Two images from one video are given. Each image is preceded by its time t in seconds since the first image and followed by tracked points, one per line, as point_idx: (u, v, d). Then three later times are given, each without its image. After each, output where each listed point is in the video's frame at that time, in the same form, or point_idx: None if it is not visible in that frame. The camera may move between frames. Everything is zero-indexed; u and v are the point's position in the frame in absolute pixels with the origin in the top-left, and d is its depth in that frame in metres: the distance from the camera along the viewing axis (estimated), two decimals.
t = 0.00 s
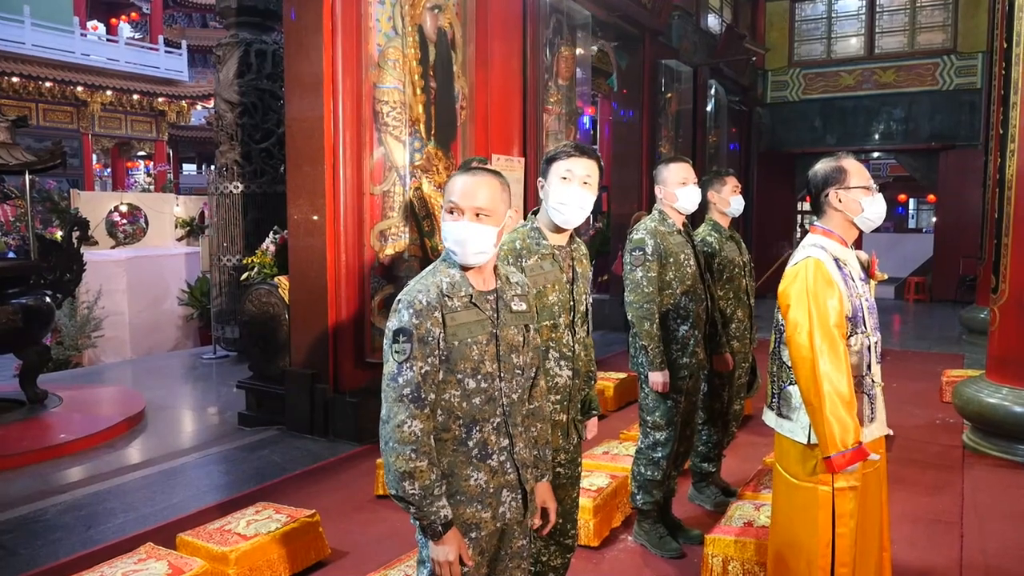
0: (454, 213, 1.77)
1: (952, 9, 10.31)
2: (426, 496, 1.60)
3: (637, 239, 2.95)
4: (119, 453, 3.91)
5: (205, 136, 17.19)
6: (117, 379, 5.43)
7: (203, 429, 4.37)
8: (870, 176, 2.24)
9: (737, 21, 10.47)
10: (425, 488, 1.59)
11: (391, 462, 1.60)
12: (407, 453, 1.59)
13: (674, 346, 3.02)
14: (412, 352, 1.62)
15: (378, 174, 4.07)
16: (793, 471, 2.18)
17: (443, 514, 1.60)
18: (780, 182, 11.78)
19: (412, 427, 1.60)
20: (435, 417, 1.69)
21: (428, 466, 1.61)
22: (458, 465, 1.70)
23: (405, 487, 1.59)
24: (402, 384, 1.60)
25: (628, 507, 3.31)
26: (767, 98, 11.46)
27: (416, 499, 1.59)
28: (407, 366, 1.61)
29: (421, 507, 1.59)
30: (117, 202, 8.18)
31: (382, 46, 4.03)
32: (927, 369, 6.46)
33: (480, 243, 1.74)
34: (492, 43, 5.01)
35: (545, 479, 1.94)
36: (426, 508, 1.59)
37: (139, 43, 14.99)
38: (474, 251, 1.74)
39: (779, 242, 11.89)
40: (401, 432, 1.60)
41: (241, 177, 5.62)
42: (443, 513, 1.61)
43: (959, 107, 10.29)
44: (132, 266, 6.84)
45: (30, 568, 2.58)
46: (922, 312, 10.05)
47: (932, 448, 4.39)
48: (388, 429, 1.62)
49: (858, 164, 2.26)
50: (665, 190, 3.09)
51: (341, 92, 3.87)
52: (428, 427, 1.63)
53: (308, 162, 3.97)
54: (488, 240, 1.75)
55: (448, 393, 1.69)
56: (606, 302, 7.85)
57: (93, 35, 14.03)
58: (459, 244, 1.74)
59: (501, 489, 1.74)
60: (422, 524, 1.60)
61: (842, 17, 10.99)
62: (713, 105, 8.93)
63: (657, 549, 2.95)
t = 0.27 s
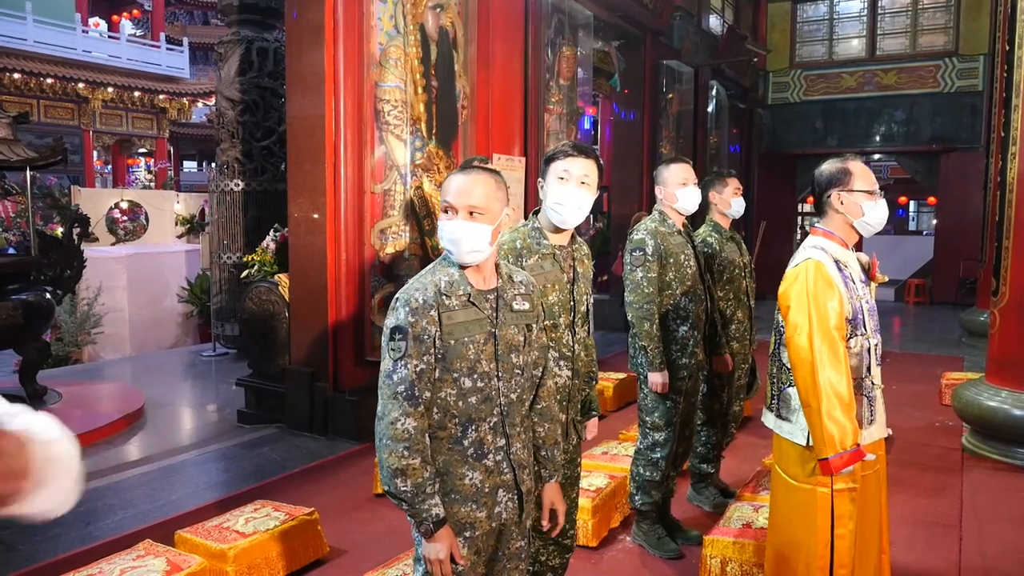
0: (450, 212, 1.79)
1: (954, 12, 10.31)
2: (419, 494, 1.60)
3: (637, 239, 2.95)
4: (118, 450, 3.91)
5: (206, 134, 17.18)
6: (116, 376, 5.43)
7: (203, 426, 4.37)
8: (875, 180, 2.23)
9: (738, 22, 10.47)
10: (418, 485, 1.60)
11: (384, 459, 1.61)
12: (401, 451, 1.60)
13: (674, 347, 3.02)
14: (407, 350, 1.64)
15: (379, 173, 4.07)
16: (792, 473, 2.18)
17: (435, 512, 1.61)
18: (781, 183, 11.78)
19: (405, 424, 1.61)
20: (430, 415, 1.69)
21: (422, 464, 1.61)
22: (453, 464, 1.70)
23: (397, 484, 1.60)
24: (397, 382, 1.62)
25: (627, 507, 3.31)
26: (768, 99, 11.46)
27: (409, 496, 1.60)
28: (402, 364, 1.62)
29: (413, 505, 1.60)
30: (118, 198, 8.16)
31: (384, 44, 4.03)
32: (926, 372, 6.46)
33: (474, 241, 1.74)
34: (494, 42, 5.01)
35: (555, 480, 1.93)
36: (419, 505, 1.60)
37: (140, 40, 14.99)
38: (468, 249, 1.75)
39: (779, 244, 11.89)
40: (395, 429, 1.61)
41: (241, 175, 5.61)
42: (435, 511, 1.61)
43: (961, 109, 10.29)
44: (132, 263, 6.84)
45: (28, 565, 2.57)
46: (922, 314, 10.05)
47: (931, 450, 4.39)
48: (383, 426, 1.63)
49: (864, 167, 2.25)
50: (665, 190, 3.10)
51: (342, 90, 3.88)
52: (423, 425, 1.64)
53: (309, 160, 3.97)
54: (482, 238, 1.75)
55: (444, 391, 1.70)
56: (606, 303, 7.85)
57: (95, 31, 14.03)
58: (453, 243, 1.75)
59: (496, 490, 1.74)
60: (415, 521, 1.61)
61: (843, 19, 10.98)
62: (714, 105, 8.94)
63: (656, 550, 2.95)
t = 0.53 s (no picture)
0: (449, 212, 1.80)
1: (954, 11, 10.30)
2: (417, 493, 1.60)
3: (636, 239, 2.95)
4: (119, 450, 3.91)
5: (206, 133, 17.18)
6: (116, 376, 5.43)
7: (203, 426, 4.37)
8: (877, 181, 2.23)
9: (738, 22, 10.46)
10: (416, 484, 1.60)
11: (383, 457, 1.62)
12: (399, 449, 1.60)
13: (674, 346, 3.02)
14: (405, 349, 1.64)
15: (379, 173, 4.08)
16: (792, 472, 2.18)
17: (433, 511, 1.61)
18: (781, 183, 11.78)
19: (404, 423, 1.61)
20: (430, 414, 1.70)
21: (420, 463, 1.61)
22: (452, 464, 1.70)
23: (396, 483, 1.60)
24: (396, 381, 1.62)
25: (627, 507, 3.31)
26: (769, 99, 11.45)
27: (407, 495, 1.60)
28: (401, 363, 1.63)
29: (412, 504, 1.60)
30: (118, 198, 8.15)
31: (384, 44, 4.04)
32: (927, 371, 6.46)
33: (472, 240, 1.75)
34: (494, 42, 5.01)
35: (557, 481, 1.92)
36: (417, 504, 1.60)
37: (140, 39, 14.98)
38: (466, 248, 1.75)
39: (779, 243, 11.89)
40: (393, 428, 1.62)
41: (241, 175, 5.61)
42: (434, 510, 1.61)
43: (961, 108, 10.28)
44: (132, 263, 6.83)
45: (28, 565, 2.57)
46: (923, 314, 10.04)
47: (931, 450, 4.39)
48: (382, 425, 1.64)
49: (867, 168, 2.26)
50: (663, 189, 3.11)
51: (342, 90, 3.87)
52: (422, 424, 1.64)
53: (308, 160, 3.96)
54: (480, 236, 1.75)
55: (442, 390, 1.70)
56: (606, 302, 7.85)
57: (95, 31, 14.03)
58: (451, 242, 1.76)
59: (496, 490, 1.73)
60: (414, 520, 1.61)
61: (844, 18, 10.97)
62: (714, 105, 8.93)
63: (656, 549, 2.95)
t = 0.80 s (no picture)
0: (449, 211, 1.80)
1: (954, 11, 10.31)
2: (415, 492, 1.61)
3: (635, 239, 2.96)
4: (118, 450, 3.90)
5: (206, 133, 17.18)
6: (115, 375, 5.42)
7: (203, 426, 4.37)
8: (874, 183, 2.22)
9: (738, 22, 10.46)
10: (414, 483, 1.61)
11: (381, 456, 1.62)
12: (397, 448, 1.61)
13: (672, 346, 3.03)
14: (404, 348, 1.64)
15: (379, 172, 4.09)
16: (791, 471, 2.18)
17: (431, 510, 1.61)
18: (781, 183, 11.77)
19: (402, 422, 1.62)
20: (428, 414, 1.70)
21: (418, 462, 1.62)
22: (450, 463, 1.71)
23: (394, 482, 1.60)
24: (394, 380, 1.62)
25: (626, 506, 3.31)
26: (768, 99, 11.46)
27: (405, 494, 1.61)
28: (400, 362, 1.64)
29: (409, 502, 1.61)
30: (117, 198, 8.13)
31: (384, 43, 4.06)
32: (926, 371, 6.46)
33: (472, 239, 1.75)
34: (494, 41, 5.01)
35: (556, 481, 1.92)
36: (414, 503, 1.60)
37: (140, 38, 14.96)
38: (466, 248, 1.75)
39: (779, 243, 11.90)
40: (391, 427, 1.62)
41: (241, 175, 5.61)
42: (431, 509, 1.62)
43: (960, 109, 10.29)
44: (132, 262, 6.83)
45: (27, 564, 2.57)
46: (922, 314, 10.05)
47: (930, 450, 4.39)
48: (380, 424, 1.64)
49: (865, 170, 2.25)
50: (661, 190, 3.12)
51: (341, 89, 3.87)
52: (420, 423, 1.64)
53: (308, 160, 3.94)
54: (480, 236, 1.75)
55: (441, 390, 1.70)
56: (605, 302, 7.85)
57: (94, 31, 14.02)
58: (451, 241, 1.76)
59: (494, 490, 1.73)
60: (412, 519, 1.61)
61: (843, 18, 10.97)
62: (714, 105, 8.94)
63: (655, 549, 2.95)
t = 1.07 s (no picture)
0: (447, 211, 1.80)
1: (952, 11, 10.31)
2: (413, 491, 1.61)
3: (633, 238, 2.96)
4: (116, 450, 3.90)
5: (204, 133, 17.17)
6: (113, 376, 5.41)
7: (202, 426, 4.37)
8: (866, 187, 2.22)
9: (737, 22, 10.46)
10: (412, 482, 1.61)
11: (380, 455, 1.62)
12: (395, 448, 1.61)
13: (670, 346, 3.02)
14: (403, 348, 1.65)
15: (378, 172, 4.09)
16: (785, 469, 2.18)
17: (429, 509, 1.61)
18: (780, 182, 11.78)
19: (401, 421, 1.62)
20: (427, 413, 1.70)
21: (416, 461, 1.62)
22: (448, 463, 1.71)
23: (392, 481, 1.61)
24: (393, 379, 1.63)
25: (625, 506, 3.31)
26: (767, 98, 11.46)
27: (403, 493, 1.61)
28: (399, 361, 1.64)
29: (408, 502, 1.61)
30: (116, 198, 8.13)
31: (382, 44, 4.06)
32: (925, 371, 6.46)
33: (470, 239, 1.75)
34: (492, 41, 5.00)
35: (555, 483, 1.92)
36: (412, 503, 1.60)
37: (139, 39, 14.95)
38: (465, 247, 1.76)
39: (778, 242, 11.90)
40: (390, 426, 1.62)
41: (239, 175, 5.61)
42: (429, 509, 1.62)
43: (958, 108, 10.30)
44: (130, 262, 6.83)
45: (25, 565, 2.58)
46: (921, 313, 10.06)
47: (929, 449, 4.39)
48: (379, 423, 1.65)
49: (863, 175, 2.25)
50: (659, 190, 3.14)
51: (340, 89, 3.87)
52: (418, 423, 1.64)
53: (308, 159, 3.94)
54: (478, 236, 1.76)
55: (440, 390, 1.70)
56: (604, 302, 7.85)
57: (93, 31, 14.00)
58: (450, 240, 1.77)
59: (492, 490, 1.73)
60: (410, 518, 1.61)
61: (842, 18, 10.97)
62: (712, 105, 8.94)
63: (654, 548, 2.95)
